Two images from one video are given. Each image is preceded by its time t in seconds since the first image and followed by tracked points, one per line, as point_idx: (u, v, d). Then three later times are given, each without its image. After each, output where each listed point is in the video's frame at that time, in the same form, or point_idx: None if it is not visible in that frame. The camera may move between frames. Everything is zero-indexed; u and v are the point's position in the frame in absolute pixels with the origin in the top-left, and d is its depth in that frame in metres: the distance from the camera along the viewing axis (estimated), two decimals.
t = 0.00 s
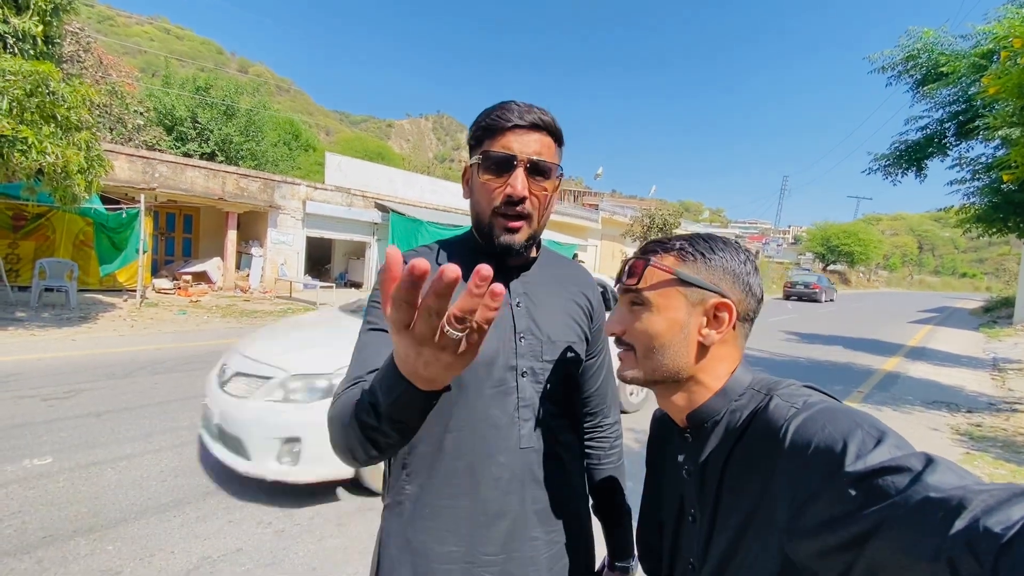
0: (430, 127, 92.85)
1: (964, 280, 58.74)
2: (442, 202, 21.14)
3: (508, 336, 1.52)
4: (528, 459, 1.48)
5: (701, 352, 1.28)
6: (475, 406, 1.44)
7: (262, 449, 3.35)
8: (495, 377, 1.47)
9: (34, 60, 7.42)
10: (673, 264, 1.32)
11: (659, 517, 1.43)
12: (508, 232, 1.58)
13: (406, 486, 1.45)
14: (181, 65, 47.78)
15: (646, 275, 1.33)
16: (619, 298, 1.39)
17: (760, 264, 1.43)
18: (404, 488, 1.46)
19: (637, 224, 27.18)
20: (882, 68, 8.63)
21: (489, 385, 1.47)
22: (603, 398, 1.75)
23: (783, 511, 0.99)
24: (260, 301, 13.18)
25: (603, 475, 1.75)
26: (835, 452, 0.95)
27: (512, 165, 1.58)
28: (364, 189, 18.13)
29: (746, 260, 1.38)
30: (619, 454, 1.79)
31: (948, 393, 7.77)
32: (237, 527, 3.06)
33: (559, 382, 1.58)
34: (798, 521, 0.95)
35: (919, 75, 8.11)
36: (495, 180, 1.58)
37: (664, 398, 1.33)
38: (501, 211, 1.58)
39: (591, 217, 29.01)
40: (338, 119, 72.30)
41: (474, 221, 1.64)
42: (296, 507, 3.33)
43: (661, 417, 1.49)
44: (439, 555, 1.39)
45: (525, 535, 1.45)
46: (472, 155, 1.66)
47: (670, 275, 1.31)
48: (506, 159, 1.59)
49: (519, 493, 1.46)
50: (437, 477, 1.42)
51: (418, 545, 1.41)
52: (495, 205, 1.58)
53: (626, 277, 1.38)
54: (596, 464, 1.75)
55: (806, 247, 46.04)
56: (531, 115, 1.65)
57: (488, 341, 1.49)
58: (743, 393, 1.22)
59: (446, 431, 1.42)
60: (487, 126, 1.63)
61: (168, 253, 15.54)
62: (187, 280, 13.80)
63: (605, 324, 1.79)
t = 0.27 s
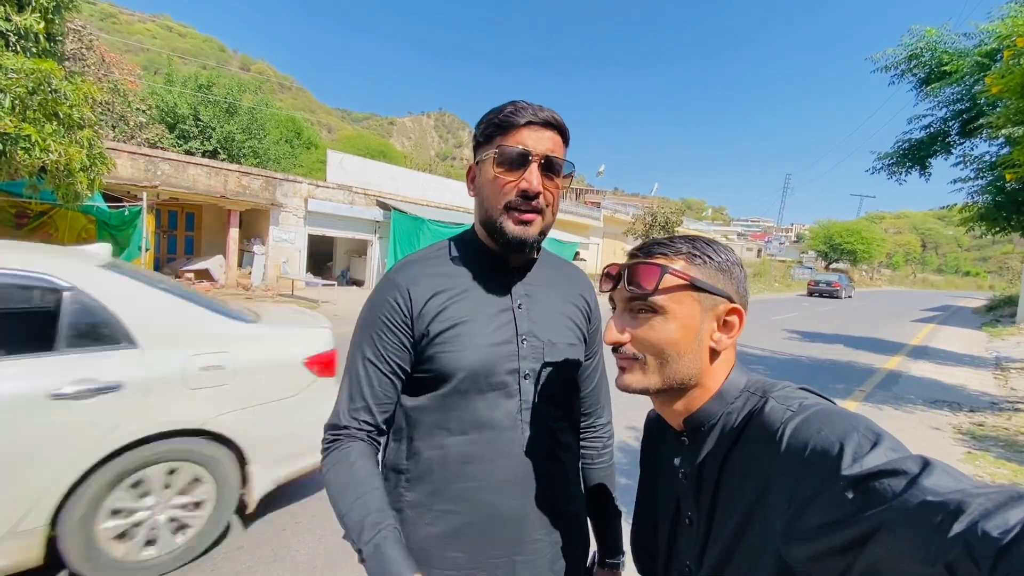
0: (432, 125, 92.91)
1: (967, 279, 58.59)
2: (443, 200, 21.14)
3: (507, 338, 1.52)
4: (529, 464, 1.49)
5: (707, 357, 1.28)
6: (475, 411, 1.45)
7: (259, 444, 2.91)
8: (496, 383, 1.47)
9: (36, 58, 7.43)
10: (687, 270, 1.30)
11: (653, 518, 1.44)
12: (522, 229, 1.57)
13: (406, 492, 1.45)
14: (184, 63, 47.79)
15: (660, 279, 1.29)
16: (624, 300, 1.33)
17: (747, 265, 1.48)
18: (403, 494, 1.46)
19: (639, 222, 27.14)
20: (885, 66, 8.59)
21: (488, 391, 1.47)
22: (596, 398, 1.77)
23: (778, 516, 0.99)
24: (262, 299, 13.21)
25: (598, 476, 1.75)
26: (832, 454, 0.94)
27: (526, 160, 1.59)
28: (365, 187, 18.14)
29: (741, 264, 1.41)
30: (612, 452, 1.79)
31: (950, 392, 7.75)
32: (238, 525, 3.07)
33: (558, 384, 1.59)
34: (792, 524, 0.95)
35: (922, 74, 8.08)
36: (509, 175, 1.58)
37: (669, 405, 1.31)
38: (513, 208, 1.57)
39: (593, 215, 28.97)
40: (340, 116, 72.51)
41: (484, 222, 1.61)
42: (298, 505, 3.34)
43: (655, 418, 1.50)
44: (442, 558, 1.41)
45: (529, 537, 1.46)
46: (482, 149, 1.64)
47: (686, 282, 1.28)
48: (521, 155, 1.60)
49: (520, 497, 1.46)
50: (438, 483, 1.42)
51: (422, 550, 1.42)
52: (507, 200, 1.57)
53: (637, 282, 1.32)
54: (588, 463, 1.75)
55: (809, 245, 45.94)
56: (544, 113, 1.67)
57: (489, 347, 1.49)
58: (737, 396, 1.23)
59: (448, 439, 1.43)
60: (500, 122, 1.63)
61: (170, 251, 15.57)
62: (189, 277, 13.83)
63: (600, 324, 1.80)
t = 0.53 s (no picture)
0: (434, 123, 92.83)
1: (972, 278, 58.32)
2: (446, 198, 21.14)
3: (503, 341, 1.52)
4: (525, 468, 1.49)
5: (706, 361, 1.29)
6: (470, 416, 1.45)
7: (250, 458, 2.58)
8: (491, 389, 1.47)
9: (38, 57, 7.46)
10: (689, 275, 1.30)
11: (647, 520, 1.45)
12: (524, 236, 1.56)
13: (404, 494, 1.46)
14: (187, 62, 47.85)
15: (664, 285, 1.28)
16: (625, 306, 1.32)
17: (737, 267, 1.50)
18: (401, 496, 1.47)
19: (641, 220, 27.08)
20: (888, 64, 8.56)
21: (484, 395, 1.47)
22: (595, 400, 1.76)
23: (771, 518, 0.99)
24: (265, 297, 13.23)
25: (597, 476, 1.76)
26: (825, 457, 0.95)
27: (532, 167, 1.57)
28: (368, 185, 18.15)
29: (733, 267, 1.43)
30: (611, 453, 1.80)
31: (953, 392, 7.73)
32: (241, 523, 3.08)
33: (554, 387, 1.59)
34: (785, 527, 0.95)
35: (926, 72, 8.04)
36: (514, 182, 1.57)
37: (666, 410, 1.31)
38: (517, 215, 1.56)
39: (595, 213, 28.93)
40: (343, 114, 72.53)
41: (484, 227, 1.59)
42: (298, 503, 3.35)
43: (650, 420, 1.49)
44: (438, 561, 1.41)
45: (524, 540, 1.46)
46: (484, 153, 1.61)
47: (688, 288, 1.28)
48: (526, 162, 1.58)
49: (515, 500, 1.46)
50: (434, 487, 1.43)
51: (417, 553, 1.42)
52: (511, 208, 1.55)
53: (637, 288, 1.30)
54: (589, 464, 1.77)
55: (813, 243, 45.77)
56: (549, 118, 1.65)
57: (484, 351, 1.49)
58: (731, 399, 1.23)
59: (444, 445, 1.44)
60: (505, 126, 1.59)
61: (174, 249, 15.61)
62: (192, 275, 13.86)
63: (599, 326, 1.79)
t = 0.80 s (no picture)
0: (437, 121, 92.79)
1: (977, 277, 58.03)
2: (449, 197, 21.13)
3: (501, 343, 1.52)
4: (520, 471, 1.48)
5: (710, 364, 1.28)
6: (466, 417, 1.45)
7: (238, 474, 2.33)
8: (486, 390, 1.47)
9: (43, 56, 7.48)
10: (694, 279, 1.30)
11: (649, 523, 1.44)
12: (528, 254, 1.55)
13: (401, 494, 1.47)
14: (190, 61, 47.96)
15: (670, 289, 1.28)
16: (629, 310, 1.32)
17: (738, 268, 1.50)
18: (399, 496, 1.48)
19: (644, 219, 27.02)
20: (895, 62, 8.50)
21: (479, 397, 1.46)
22: (601, 403, 1.73)
23: (775, 524, 0.99)
24: (268, 296, 13.26)
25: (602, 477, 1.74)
26: (830, 463, 0.94)
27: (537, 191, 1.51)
28: (371, 184, 18.16)
29: (735, 269, 1.43)
30: (618, 457, 1.77)
31: (957, 391, 7.71)
32: (243, 522, 3.08)
33: (554, 389, 1.58)
34: (788, 533, 0.95)
35: (933, 69, 7.98)
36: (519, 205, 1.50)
37: (669, 413, 1.30)
38: (522, 236, 1.53)
39: (598, 212, 28.89)
40: (346, 113, 72.60)
41: (486, 236, 1.56)
42: (301, 502, 3.35)
43: (652, 422, 1.48)
44: (433, 561, 1.42)
45: (520, 542, 1.45)
46: (487, 170, 1.53)
47: (693, 292, 1.28)
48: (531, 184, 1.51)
49: (510, 503, 1.45)
50: (429, 487, 1.44)
51: (414, 553, 1.43)
52: (517, 229, 1.51)
53: (643, 292, 1.30)
54: (594, 468, 1.74)
55: (817, 242, 45.61)
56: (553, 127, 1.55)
57: (481, 353, 1.48)
58: (733, 403, 1.23)
59: (439, 447, 1.45)
60: (507, 142, 1.51)
61: (178, 248, 15.66)
62: (196, 274, 13.90)
63: (602, 328, 1.77)
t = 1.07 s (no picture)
0: (441, 120, 92.79)
1: (983, 276, 57.68)
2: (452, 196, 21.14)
3: (503, 342, 1.52)
4: (521, 470, 1.47)
5: (714, 365, 1.28)
6: (466, 416, 1.45)
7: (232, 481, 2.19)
8: (487, 389, 1.47)
9: (49, 56, 7.52)
10: (697, 278, 1.29)
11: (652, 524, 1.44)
12: (528, 259, 1.54)
13: (401, 491, 1.48)
14: (195, 60, 48.13)
15: (671, 288, 1.27)
16: (632, 309, 1.31)
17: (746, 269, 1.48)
18: (399, 493, 1.48)
19: (648, 218, 26.96)
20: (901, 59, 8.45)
21: (480, 396, 1.47)
22: (605, 403, 1.73)
23: (780, 525, 0.99)
24: (272, 295, 13.30)
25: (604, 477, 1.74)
26: (836, 464, 0.94)
27: (533, 197, 1.49)
28: (374, 183, 18.19)
29: (742, 269, 1.42)
30: (622, 458, 1.77)
31: (963, 391, 7.67)
32: (248, 520, 3.09)
33: (556, 388, 1.58)
34: (794, 533, 0.95)
35: (939, 66, 7.93)
36: (515, 212, 1.49)
37: (673, 413, 1.30)
38: (520, 241, 1.51)
39: (602, 211, 28.85)
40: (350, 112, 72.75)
41: (485, 238, 1.56)
42: (305, 500, 3.36)
43: (657, 422, 1.48)
44: (431, 559, 1.42)
45: (520, 542, 1.45)
46: (482, 175, 1.52)
47: (697, 291, 1.27)
48: (527, 190, 1.49)
49: (510, 502, 1.45)
50: (430, 485, 1.44)
51: (414, 551, 1.43)
52: (513, 233, 1.50)
53: (647, 291, 1.30)
54: (596, 469, 1.74)
55: (822, 241, 45.42)
56: (548, 130, 1.53)
57: (482, 351, 1.48)
58: (739, 404, 1.22)
59: (439, 445, 1.45)
60: (500, 149, 1.50)
61: (182, 247, 15.72)
62: (201, 273, 13.96)
63: (605, 329, 1.76)
